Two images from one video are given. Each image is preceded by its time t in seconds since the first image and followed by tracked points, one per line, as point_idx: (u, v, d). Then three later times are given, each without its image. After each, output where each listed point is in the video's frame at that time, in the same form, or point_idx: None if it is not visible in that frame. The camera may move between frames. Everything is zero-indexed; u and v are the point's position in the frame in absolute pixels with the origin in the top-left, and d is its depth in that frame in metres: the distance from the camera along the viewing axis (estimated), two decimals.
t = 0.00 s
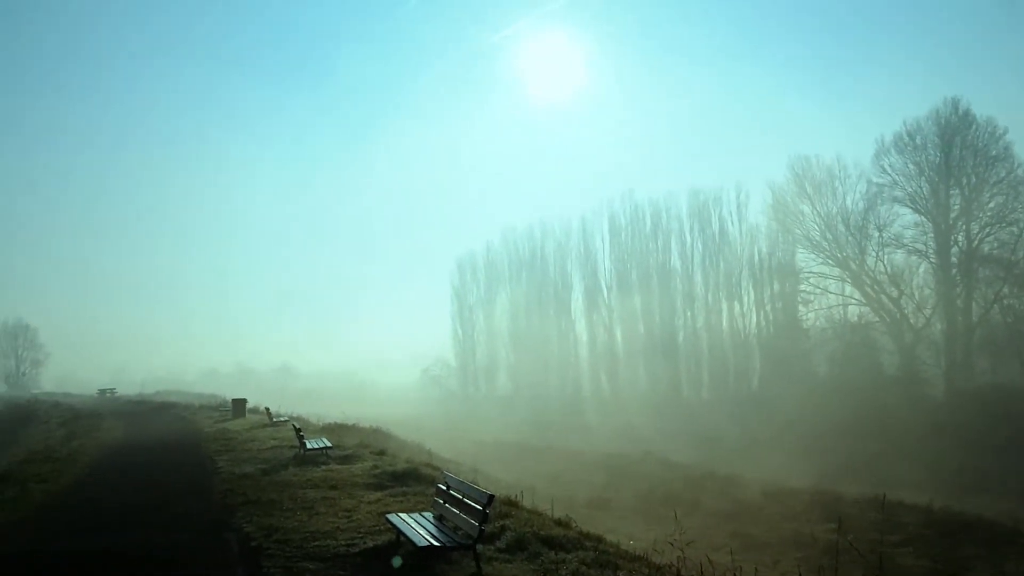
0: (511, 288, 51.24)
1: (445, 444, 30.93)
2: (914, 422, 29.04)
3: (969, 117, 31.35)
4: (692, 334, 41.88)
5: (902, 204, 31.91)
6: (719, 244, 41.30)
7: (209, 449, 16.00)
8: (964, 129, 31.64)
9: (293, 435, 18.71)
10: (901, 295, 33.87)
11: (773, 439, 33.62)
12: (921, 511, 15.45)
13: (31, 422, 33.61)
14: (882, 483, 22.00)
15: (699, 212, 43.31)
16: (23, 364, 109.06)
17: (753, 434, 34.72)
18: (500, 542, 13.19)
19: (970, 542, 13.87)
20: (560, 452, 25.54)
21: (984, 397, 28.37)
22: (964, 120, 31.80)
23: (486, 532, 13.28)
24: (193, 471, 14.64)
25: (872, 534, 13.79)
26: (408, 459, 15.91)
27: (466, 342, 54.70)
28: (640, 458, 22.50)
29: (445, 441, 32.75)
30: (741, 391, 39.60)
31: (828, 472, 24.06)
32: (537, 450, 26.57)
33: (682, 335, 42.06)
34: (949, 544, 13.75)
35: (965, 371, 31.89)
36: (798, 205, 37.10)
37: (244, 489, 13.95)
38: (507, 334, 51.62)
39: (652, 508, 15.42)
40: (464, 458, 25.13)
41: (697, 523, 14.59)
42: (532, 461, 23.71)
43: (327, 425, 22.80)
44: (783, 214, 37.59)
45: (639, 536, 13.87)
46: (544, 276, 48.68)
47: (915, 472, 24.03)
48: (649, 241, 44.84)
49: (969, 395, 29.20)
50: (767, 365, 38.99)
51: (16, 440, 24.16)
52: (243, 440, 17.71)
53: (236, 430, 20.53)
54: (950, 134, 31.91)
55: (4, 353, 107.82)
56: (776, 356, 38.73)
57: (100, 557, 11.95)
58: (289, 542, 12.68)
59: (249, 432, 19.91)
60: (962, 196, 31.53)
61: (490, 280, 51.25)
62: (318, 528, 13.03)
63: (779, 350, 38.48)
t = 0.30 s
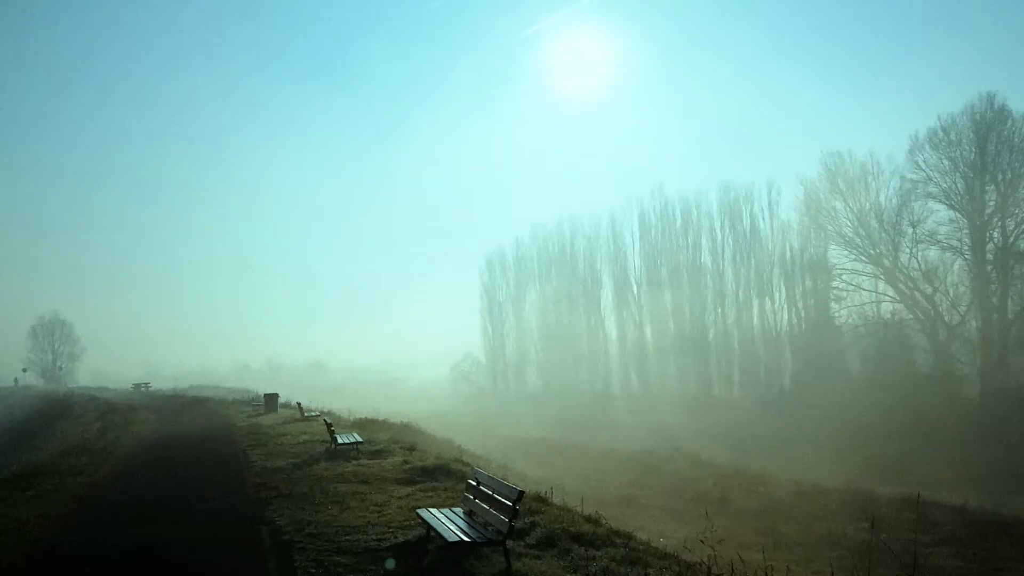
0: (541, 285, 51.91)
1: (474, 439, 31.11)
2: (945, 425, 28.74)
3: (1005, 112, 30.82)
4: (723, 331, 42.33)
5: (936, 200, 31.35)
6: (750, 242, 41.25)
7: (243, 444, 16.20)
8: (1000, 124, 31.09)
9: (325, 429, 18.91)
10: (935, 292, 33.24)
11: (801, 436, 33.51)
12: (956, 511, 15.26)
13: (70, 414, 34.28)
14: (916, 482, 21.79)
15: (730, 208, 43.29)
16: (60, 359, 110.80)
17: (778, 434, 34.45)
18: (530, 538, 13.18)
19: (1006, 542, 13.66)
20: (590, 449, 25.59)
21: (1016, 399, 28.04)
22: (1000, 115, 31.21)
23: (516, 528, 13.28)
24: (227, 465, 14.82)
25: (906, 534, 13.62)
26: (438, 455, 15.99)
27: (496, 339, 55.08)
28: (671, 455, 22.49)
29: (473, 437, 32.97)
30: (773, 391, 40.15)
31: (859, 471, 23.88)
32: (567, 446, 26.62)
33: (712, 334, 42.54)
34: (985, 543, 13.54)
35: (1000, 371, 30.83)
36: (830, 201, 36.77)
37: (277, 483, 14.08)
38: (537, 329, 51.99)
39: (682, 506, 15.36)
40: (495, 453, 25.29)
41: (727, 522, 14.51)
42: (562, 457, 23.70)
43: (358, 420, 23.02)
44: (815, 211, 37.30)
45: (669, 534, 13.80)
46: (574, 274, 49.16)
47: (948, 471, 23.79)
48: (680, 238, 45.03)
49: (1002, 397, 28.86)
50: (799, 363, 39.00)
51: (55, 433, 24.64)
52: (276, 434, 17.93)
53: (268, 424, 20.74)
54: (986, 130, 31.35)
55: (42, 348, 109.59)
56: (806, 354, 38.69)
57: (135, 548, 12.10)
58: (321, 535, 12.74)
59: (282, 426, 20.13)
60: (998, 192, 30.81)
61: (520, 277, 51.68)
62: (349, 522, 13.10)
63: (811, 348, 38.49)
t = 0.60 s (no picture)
0: (557, 284, 51.83)
1: (490, 439, 31.22)
2: (966, 432, 28.55)
3: None
4: (740, 331, 42.12)
5: (956, 198, 31.06)
6: (768, 240, 41.15)
7: (260, 442, 16.34)
8: (1022, 123, 30.79)
9: (342, 428, 19.05)
10: (954, 291, 32.67)
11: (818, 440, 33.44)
12: (974, 511, 15.21)
13: (91, 413, 34.69)
14: (933, 482, 21.71)
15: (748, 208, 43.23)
16: (80, 358, 111.81)
17: (795, 437, 34.49)
18: (546, 536, 13.21)
19: None
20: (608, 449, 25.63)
21: None
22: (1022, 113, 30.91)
23: (532, 526, 13.32)
24: (245, 464, 14.95)
25: (923, 534, 13.57)
26: (454, 455, 16.07)
27: (512, 338, 55.26)
28: (689, 455, 22.54)
29: (489, 437, 32.97)
30: (790, 391, 39.47)
31: (877, 471, 23.85)
32: (583, 446, 26.68)
33: (729, 334, 42.31)
34: (1002, 543, 13.47)
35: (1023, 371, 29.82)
36: (849, 200, 36.52)
37: (294, 481, 14.18)
38: (553, 328, 52.09)
39: (698, 506, 15.38)
40: (511, 453, 25.40)
41: (744, 522, 14.52)
42: (578, 456, 23.74)
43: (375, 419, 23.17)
44: (834, 209, 37.05)
45: (684, 533, 13.80)
46: (591, 273, 49.23)
47: (966, 471, 23.72)
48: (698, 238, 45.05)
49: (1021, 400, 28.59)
50: (817, 363, 38.55)
51: (78, 431, 24.96)
52: (294, 433, 18.08)
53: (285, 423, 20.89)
54: (1008, 129, 31.06)
55: (62, 347, 110.73)
56: (825, 353, 38.29)
57: (153, 545, 12.22)
58: (337, 534, 12.81)
59: (299, 424, 20.30)
60: (1019, 192, 30.48)
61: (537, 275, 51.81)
62: (365, 520, 13.17)
63: (830, 348, 38.04)
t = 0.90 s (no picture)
0: (567, 285, 51.91)
1: (500, 438, 31.22)
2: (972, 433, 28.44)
3: None
4: (750, 331, 42.17)
5: (967, 199, 30.99)
6: (778, 240, 41.17)
7: (271, 442, 16.38)
8: None
9: (353, 428, 19.09)
10: (965, 292, 32.58)
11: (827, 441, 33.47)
12: (987, 512, 15.16)
13: (104, 412, 34.76)
14: (945, 483, 21.66)
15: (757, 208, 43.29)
16: (91, 357, 112.02)
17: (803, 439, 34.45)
18: (557, 537, 13.20)
19: None
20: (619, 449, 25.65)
21: None
22: None
23: (542, 527, 13.31)
24: (255, 464, 14.97)
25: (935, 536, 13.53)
26: (464, 455, 16.09)
27: (522, 338, 55.33)
28: (700, 455, 22.55)
29: (501, 436, 33.06)
30: (800, 391, 39.60)
31: (887, 471, 23.83)
32: (594, 446, 26.70)
33: (740, 334, 42.52)
34: (1015, 544, 13.42)
35: None
36: (860, 200, 36.49)
37: (305, 481, 14.20)
38: (563, 328, 52.14)
39: (708, 506, 15.36)
40: (521, 453, 25.42)
41: (754, 523, 14.50)
42: (590, 456, 23.76)
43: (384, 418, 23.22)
44: (845, 209, 37.05)
45: (695, 534, 13.79)
46: (601, 273, 49.28)
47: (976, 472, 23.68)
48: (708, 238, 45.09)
49: None
50: (827, 364, 38.70)
51: (91, 430, 25.05)
52: (304, 432, 18.12)
53: (296, 423, 20.93)
54: (1019, 129, 30.92)
55: (74, 346, 110.98)
56: (835, 353, 38.49)
57: (162, 545, 12.23)
58: (348, 533, 12.81)
59: (309, 424, 20.34)
60: None
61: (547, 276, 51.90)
62: (376, 520, 13.17)
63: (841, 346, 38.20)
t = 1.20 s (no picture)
0: (582, 285, 51.99)
1: (515, 438, 31.26)
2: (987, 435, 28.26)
3: None
4: (766, 331, 42.15)
5: (985, 198, 30.79)
6: (795, 240, 41.09)
7: (287, 441, 16.46)
8: None
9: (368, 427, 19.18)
10: (983, 292, 32.28)
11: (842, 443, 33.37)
12: (1005, 513, 15.06)
13: (123, 409, 34.99)
14: (962, 484, 21.54)
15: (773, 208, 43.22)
16: (109, 355, 112.65)
17: (818, 439, 34.34)
18: (572, 536, 13.19)
19: None
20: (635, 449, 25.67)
21: None
22: None
23: (557, 526, 13.30)
24: (272, 462, 15.04)
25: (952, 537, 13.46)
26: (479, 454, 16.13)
27: (537, 337, 55.37)
28: (717, 455, 22.51)
29: (517, 435, 33.11)
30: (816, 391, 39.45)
31: (905, 472, 23.72)
32: (611, 445, 26.71)
33: (756, 333, 42.38)
34: None
35: None
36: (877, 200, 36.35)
37: (321, 479, 14.25)
38: (578, 327, 52.12)
39: (723, 506, 15.33)
40: (537, 453, 25.45)
41: (770, 523, 14.47)
42: (606, 456, 23.77)
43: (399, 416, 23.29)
44: (862, 209, 36.94)
45: (711, 533, 13.76)
46: (617, 273, 49.31)
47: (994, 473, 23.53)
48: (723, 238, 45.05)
49: None
50: (844, 364, 38.58)
51: (111, 426, 25.24)
52: (320, 431, 18.22)
53: (312, 421, 21.03)
54: None
55: (92, 344, 111.64)
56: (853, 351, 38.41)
57: (177, 543, 12.26)
58: (364, 531, 12.84)
59: (325, 423, 20.44)
60: None
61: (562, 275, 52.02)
62: (391, 518, 13.20)
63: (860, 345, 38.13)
